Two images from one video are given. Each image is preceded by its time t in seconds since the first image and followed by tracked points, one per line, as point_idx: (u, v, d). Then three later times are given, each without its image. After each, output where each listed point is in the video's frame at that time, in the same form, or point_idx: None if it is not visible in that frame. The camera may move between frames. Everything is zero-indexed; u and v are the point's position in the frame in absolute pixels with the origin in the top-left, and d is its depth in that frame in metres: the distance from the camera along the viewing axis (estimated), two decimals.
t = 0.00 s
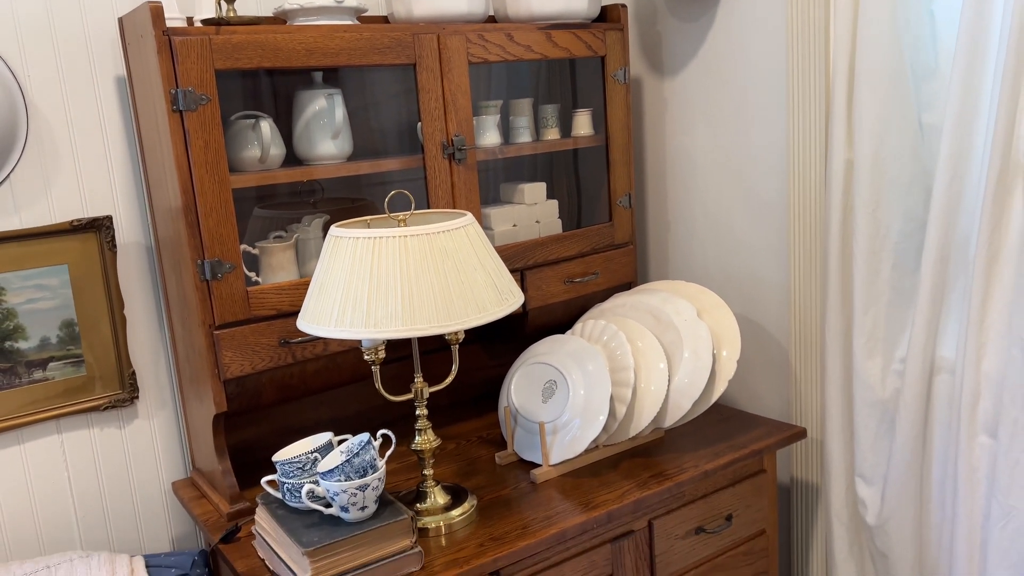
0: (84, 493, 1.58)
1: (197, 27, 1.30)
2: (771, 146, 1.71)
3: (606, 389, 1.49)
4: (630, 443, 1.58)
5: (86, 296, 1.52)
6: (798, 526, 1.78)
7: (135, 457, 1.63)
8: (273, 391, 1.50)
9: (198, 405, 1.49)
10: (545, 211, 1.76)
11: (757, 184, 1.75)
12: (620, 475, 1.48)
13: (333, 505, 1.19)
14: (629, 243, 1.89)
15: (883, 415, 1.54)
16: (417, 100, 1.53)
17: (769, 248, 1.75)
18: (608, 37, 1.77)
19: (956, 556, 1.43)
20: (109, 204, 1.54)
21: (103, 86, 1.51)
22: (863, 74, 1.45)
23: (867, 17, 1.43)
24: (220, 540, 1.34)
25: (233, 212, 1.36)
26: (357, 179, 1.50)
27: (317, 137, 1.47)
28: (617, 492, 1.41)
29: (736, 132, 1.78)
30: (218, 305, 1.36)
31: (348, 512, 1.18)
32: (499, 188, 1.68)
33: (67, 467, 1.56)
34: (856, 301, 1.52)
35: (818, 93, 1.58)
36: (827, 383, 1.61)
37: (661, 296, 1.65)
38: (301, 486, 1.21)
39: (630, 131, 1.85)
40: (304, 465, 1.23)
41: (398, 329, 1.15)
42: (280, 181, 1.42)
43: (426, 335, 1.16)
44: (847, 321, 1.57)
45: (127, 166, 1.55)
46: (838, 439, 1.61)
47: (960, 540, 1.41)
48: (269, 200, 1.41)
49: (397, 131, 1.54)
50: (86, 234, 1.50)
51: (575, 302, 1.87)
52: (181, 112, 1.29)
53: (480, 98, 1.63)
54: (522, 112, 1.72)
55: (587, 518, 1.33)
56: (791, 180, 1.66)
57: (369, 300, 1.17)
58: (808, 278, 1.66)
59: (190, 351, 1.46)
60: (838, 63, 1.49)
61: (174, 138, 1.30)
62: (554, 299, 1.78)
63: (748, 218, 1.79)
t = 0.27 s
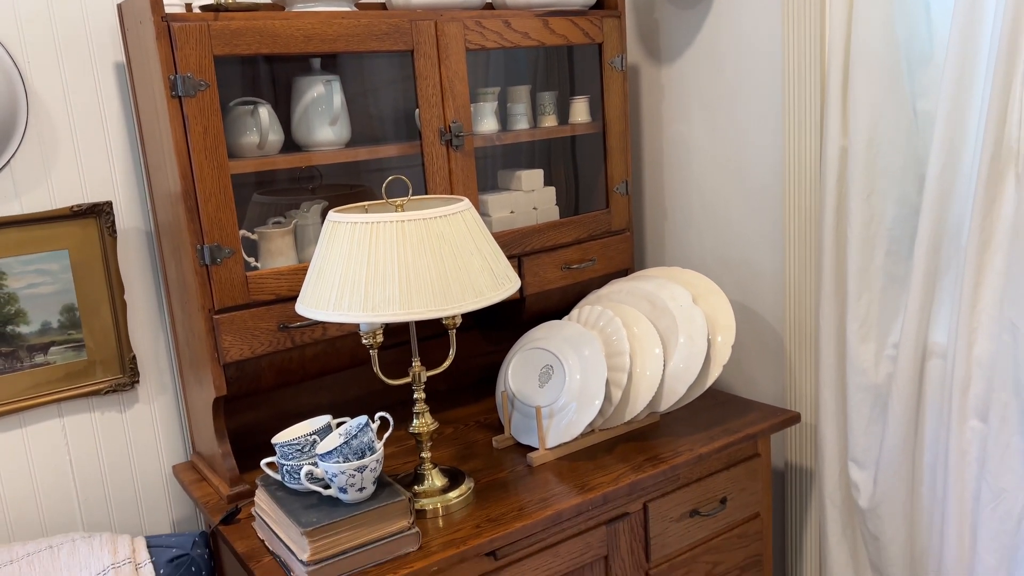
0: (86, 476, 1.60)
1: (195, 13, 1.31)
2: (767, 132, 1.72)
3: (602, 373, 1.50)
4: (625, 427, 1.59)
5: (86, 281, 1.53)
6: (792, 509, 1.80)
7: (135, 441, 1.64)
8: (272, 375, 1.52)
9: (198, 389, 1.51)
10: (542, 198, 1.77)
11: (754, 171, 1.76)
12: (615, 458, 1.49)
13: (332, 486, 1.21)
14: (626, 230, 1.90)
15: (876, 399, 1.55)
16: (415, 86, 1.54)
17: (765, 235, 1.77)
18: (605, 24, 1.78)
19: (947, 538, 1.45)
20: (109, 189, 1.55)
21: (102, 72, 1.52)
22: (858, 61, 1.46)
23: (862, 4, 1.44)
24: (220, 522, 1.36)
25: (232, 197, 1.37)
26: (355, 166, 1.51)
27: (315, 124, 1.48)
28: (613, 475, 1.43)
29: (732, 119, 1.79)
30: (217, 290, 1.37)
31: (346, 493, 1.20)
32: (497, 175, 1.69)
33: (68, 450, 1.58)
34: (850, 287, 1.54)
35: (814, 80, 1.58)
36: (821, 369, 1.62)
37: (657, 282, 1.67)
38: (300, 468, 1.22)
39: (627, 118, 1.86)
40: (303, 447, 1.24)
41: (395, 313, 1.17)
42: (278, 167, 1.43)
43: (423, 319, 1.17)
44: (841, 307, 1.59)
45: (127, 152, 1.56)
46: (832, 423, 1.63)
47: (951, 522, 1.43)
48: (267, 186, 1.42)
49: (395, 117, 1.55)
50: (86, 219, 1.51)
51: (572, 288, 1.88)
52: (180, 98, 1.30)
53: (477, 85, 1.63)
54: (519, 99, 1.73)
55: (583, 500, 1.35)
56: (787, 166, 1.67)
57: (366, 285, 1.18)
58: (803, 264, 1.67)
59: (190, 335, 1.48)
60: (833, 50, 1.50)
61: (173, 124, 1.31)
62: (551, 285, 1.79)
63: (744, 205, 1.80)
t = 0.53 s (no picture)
0: (89, 463, 1.62)
1: (197, 6, 1.32)
2: (763, 125, 1.73)
3: (598, 363, 1.53)
4: (621, 415, 1.62)
5: (90, 270, 1.55)
6: (785, 497, 1.82)
7: (138, 429, 1.67)
8: (273, 363, 1.54)
9: (200, 377, 1.53)
10: (540, 189, 1.78)
11: (750, 162, 1.78)
12: (611, 446, 1.52)
13: (332, 472, 1.23)
14: (623, 221, 1.92)
15: (869, 389, 1.58)
16: (414, 78, 1.56)
17: (761, 226, 1.78)
18: (603, 17, 1.80)
19: (936, 524, 1.47)
20: (112, 180, 1.57)
21: (105, 64, 1.54)
22: (852, 54, 1.48)
23: None
24: (222, 507, 1.38)
25: (233, 188, 1.39)
26: (355, 157, 1.53)
27: (316, 115, 1.49)
28: (608, 462, 1.45)
29: (729, 111, 1.80)
30: (219, 279, 1.39)
31: (346, 479, 1.22)
32: (495, 167, 1.71)
33: (73, 436, 1.60)
34: (843, 278, 1.56)
35: (809, 73, 1.60)
36: (815, 358, 1.64)
37: (654, 273, 1.69)
38: (301, 454, 1.25)
39: (624, 110, 1.88)
40: (304, 433, 1.27)
41: (396, 302, 1.19)
42: (279, 158, 1.44)
43: (423, 309, 1.19)
44: (835, 297, 1.61)
45: (130, 143, 1.58)
46: (825, 413, 1.65)
47: (940, 509, 1.46)
48: (268, 177, 1.44)
49: (394, 109, 1.57)
50: (90, 209, 1.53)
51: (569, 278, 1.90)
52: (183, 89, 1.32)
53: (476, 77, 1.65)
54: (518, 91, 1.74)
55: (578, 486, 1.38)
56: (782, 159, 1.69)
57: (367, 274, 1.20)
58: (798, 255, 1.69)
59: (192, 324, 1.50)
60: (829, 43, 1.51)
61: (176, 115, 1.33)
62: (549, 276, 1.81)
63: (740, 196, 1.82)
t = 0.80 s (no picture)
0: (97, 446, 1.66)
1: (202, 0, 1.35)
2: (757, 117, 1.76)
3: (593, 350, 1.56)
4: (616, 402, 1.66)
5: (97, 258, 1.59)
6: (777, 483, 1.86)
7: (144, 414, 1.71)
8: (276, 350, 1.58)
9: (205, 363, 1.57)
10: (538, 180, 1.82)
11: (744, 154, 1.81)
12: (605, 431, 1.55)
13: (333, 454, 1.27)
14: (620, 212, 1.96)
15: (858, 377, 1.61)
16: (414, 71, 1.59)
17: (754, 217, 1.82)
18: (601, 11, 1.82)
19: (923, 508, 1.51)
20: (118, 170, 1.60)
21: (111, 56, 1.57)
22: (844, 48, 1.50)
23: None
24: (227, 489, 1.42)
25: (237, 178, 1.42)
26: (356, 148, 1.56)
27: (318, 107, 1.52)
28: (602, 447, 1.49)
29: (724, 104, 1.83)
30: (223, 267, 1.42)
31: (347, 461, 1.26)
32: (494, 158, 1.74)
33: (80, 420, 1.64)
34: (834, 268, 1.59)
35: (801, 66, 1.63)
36: (806, 347, 1.68)
37: (649, 263, 1.72)
38: (303, 437, 1.29)
39: (621, 103, 1.91)
40: (306, 417, 1.31)
41: (395, 289, 1.22)
42: (282, 149, 1.48)
43: (422, 296, 1.23)
44: (825, 287, 1.64)
45: (135, 134, 1.61)
46: (816, 400, 1.69)
47: (927, 494, 1.49)
48: (271, 168, 1.47)
49: (394, 101, 1.60)
50: (97, 199, 1.57)
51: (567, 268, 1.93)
52: (188, 82, 1.35)
53: (476, 70, 1.68)
54: (517, 83, 1.77)
55: (573, 470, 1.41)
56: (775, 151, 1.72)
57: (368, 262, 1.24)
58: (790, 246, 1.73)
59: (196, 311, 1.54)
60: (821, 37, 1.54)
61: (181, 107, 1.36)
62: (546, 266, 1.85)
63: (734, 188, 1.85)
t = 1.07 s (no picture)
0: (108, 425, 1.71)
1: None
2: (753, 107, 1.80)
3: (591, 334, 1.61)
4: (613, 385, 1.70)
5: (109, 243, 1.63)
6: (771, 466, 1.91)
7: (154, 395, 1.75)
8: (283, 332, 1.62)
9: (214, 345, 1.61)
10: (538, 169, 1.86)
11: (741, 143, 1.85)
12: (603, 413, 1.60)
13: (339, 431, 1.32)
14: (619, 201, 2.00)
15: (850, 361, 1.65)
16: (418, 61, 1.63)
17: (750, 206, 1.86)
18: (601, 2, 1.86)
19: (911, 488, 1.55)
20: (129, 156, 1.65)
21: (123, 45, 1.61)
22: (837, 40, 1.54)
23: None
24: (236, 466, 1.47)
25: (246, 164, 1.46)
26: (361, 136, 1.60)
27: (324, 96, 1.57)
28: (600, 427, 1.54)
29: (721, 95, 1.87)
30: (232, 251, 1.47)
31: (352, 437, 1.30)
32: (495, 147, 1.78)
33: (93, 400, 1.69)
34: (827, 255, 1.63)
35: (796, 57, 1.67)
36: (799, 332, 1.72)
37: (647, 250, 1.76)
38: (310, 414, 1.33)
39: (621, 93, 1.95)
40: (313, 395, 1.35)
41: (400, 272, 1.27)
42: (289, 136, 1.52)
43: (425, 278, 1.27)
44: (818, 274, 1.68)
45: (146, 122, 1.66)
46: (808, 384, 1.73)
47: (914, 474, 1.54)
48: (278, 155, 1.52)
49: (398, 91, 1.64)
50: (109, 184, 1.61)
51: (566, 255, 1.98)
52: (198, 71, 1.39)
53: (478, 61, 1.72)
54: (518, 74, 1.82)
55: (571, 448, 1.46)
56: (771, 140, 1.76)
57: (373, 246, 1.28)
58: (784, 233, 1.77)
59: (206, 294, 1.58)
60: (815, 29, 1.58)
61: (192, 95, 1.40)
62: (547, 253, 1.89)
63: (731, 177, 1.89)
